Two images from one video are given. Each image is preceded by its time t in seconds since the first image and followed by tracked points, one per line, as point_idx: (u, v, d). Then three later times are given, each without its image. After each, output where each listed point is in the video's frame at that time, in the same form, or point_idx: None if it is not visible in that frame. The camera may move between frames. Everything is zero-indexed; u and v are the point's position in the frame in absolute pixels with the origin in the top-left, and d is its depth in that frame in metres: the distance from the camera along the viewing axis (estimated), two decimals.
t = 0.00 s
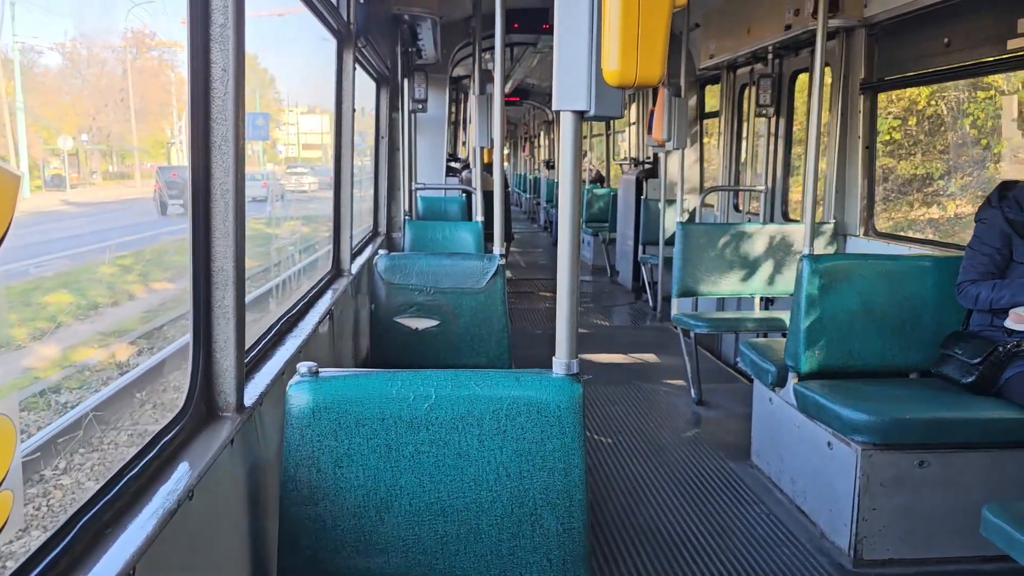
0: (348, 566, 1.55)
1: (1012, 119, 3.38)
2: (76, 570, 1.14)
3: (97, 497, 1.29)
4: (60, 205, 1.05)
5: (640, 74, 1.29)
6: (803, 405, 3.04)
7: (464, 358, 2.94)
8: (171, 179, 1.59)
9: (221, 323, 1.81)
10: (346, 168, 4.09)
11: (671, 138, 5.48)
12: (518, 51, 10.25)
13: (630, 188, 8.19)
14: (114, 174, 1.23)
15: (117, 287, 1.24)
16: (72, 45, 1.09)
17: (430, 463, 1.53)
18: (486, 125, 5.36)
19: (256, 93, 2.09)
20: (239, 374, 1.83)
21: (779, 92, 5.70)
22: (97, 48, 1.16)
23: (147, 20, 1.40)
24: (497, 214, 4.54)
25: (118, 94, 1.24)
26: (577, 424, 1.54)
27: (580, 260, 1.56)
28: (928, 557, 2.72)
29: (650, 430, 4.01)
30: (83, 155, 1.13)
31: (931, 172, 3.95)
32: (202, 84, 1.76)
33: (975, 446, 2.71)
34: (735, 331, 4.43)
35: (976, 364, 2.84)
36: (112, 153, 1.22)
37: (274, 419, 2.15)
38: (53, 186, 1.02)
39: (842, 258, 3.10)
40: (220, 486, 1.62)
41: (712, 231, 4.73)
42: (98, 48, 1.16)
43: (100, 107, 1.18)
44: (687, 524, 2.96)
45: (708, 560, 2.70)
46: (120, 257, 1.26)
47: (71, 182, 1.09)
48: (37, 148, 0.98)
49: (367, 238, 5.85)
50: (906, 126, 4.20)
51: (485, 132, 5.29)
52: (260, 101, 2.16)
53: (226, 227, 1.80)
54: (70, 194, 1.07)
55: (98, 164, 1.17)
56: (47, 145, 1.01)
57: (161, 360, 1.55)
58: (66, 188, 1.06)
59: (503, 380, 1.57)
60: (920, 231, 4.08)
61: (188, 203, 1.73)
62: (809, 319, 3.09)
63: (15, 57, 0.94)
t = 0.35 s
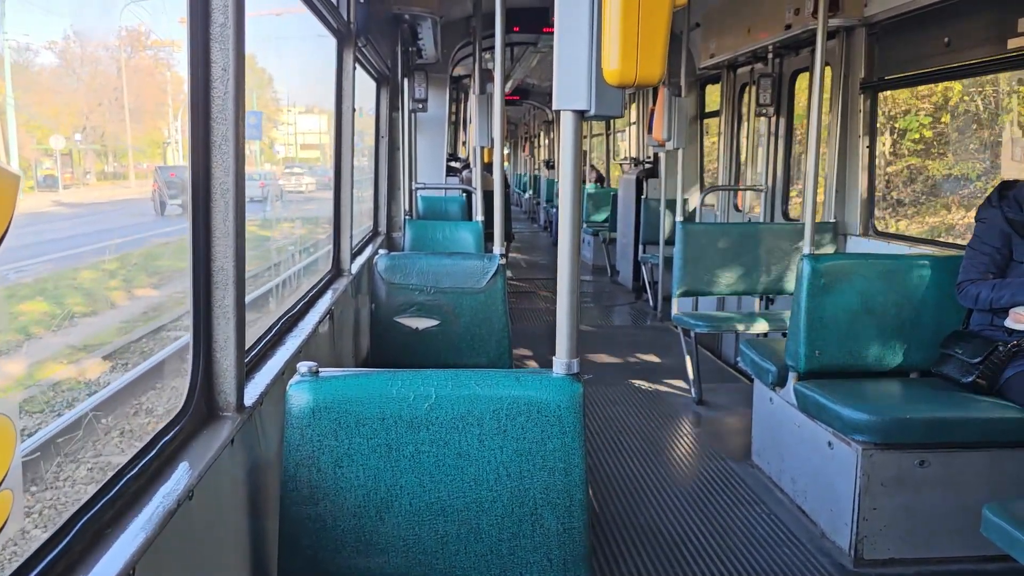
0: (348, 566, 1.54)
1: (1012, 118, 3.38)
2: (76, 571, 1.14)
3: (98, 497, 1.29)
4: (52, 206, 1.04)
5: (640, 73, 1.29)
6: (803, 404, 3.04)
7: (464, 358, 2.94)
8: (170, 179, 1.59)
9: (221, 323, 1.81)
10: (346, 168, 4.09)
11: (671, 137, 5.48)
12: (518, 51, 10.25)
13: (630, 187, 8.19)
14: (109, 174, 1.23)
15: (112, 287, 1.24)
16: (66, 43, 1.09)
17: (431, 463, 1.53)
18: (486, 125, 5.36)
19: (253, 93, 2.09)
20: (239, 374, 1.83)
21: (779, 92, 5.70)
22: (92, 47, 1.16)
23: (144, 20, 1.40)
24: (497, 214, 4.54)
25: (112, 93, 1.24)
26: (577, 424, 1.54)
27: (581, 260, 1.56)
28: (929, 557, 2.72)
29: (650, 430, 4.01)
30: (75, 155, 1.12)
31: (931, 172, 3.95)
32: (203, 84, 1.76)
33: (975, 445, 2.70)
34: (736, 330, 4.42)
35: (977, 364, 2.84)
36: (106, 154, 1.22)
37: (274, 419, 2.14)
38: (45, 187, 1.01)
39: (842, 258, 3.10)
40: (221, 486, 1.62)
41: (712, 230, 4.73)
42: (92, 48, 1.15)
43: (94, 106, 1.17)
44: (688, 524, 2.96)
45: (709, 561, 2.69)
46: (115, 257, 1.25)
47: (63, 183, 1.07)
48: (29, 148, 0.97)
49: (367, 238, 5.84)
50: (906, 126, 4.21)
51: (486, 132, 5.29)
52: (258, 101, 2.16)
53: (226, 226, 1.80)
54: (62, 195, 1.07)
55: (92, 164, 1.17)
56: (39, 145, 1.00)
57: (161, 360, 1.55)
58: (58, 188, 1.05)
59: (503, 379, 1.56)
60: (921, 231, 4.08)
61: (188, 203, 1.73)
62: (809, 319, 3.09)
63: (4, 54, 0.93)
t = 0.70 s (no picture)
0: (346, 564, 1.55)
1: (1009, 116, 3.38)
2: (73, 571, 1.14)
3: (95, 496, 1.29)
4: (43, 206, 1.03)
5: (637, 72, 1.29)
6: (801, 402, 3.05)
7: (462, 356, 2.94)
8: (165, 178, 1.59)
9: (219, 322, 1.81)
10: (343, 166, 4.08)
11: (669, 135, 5.47)
12: (517, 48, 10.24)
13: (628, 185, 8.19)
14: (102, 173, 1.23)
15: (105, 286, 1.23)
16: (58, 41, 1.08)
17: (428, 461, 1.53)
18: (483, 123, 5.36)
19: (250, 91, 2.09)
20: (237, 372, 1.83)
21: (777, 90, 5.70)
22: (83, 45, 1.15)
23: (140, 20, 1.39)
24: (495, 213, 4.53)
25: (105, 91, 1.23)
26: (575, 422, 1.54)
27: (579, 259, 1.57)
28: (927, 554, 2.73)
29: (649, 428, 4.01)
30: (68, 154, 1.11)
31: (929, 170, 3.96)
32: (200, 83, 1.76)
33: (973, 443, 2.71)
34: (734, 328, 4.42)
35: (974, 361, 2.87)
36: (99, 153, 1.22)
37: (272, 416, 2.14)
38: (35, 187, 1.00)
39: (840, 255, 3.10)
40: (219, 485, 1.62)
41: (710, 228, 4.72)
42: (82, 45, 1.15)
43: (87, 103, 1.17)
44: (686, 522, 2.96)
45: (708, 559, 2.69)
46: (109, 257, 1.25)
47: (55, 183, 1.06)
48: (19, 147, 0.97)
49: (365, 236, 5.84)
50: (903, 124, 4.21)
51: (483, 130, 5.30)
52: (253, 100, 2.16)
53: (223, 224, 1.80)
54: (53, 195, 1.05)
55: (84, 163, 1.17)
56: (29, 144, 0.99)
57: (157, 360, 1.55)
58: (50, 188, 1.04)
59: (501, 377, 1.56)
60: (918, 229, 4.08)
61: (184, 202, 1.73)
62: (807, 317, 3.10)
63: None
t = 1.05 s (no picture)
0: (344, 562, 1.55)
1: (1006, 114, 3.39)
2: (69, 569, 1.14)
3: (91, 495, 1.29)
4: (33, 206, 1.02)
5: (634, 69, 1.29)
6: (799, 400, 3.05)
7: (460, 355, 2.94)
8: (159, 177, 1.58)
9: (216, 321, 1.81)
10: (341, 165, 4.08)
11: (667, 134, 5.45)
12: (514, 47, 10.24)
13: (626, 184, 8.19)
14: (94, 173, 1.22)
15: (99, 286, 1.23)
16: (50, 39, 1.08)
17: (426, 459, 1.53)
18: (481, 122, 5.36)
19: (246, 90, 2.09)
20: (234, 371, 1.82)
21: (774, 88, 5.71)
22: (75, 44, 1.15)
23: (135, 19, 1.39)
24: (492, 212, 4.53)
25: (96, 90, 1.23)
26: (572, 420, 1.54)
27: (576, 256, 1.57)
28: (924, 551, 2.73)
29: (646, 426, 4.01)
30: (59, 154, 1.10)
31: (925, 167, 3.97)
32: (196, 82, 1.76)
33: (969, 440, 2.72)
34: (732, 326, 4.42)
35: (971, 359, 2.86)
36: (91, 152, 1.21)
37: (269, 415, 2.14)
38: (26, 187, 1.00)
39: (837, 253, 3.10)
40: (216, 483, 1.62)
41: (708, 227, 4.73)
42: (74, 43, 1.14)
43: (78, 99, 1.17)
44: (684, 520, 2.96)
45: (705, 555, 2.70)
46: (103, 256, 1.25)
47: (45, 182, 1.06)
48: (9, 146, 0.97)
49: (362, 235, 5.83)
50: (900, 122, 4.21)
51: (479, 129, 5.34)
52: (249, 99, 2.15)
53: (220, 223, 1.80)
54: (43, 195, 1.05)
55: (76, 163, 1.16)
56: (20, 144, 0.99)
57: (154, 359, 1.55)
58: (40, 188, 1.04)
59: (498, 376, 1.56)
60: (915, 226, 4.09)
61: (181, 201, 1.73)
62: (804, 315, 3.10)
63: None
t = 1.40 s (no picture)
0: (343, 562, 1.55)
1: (1004, 114, 3.39)
2: (67, 570, 1.14)
3: (89, 495, 1.29)
4: (24, 207, 1.01)
5: (632, 70, 1.29)
6: (797, 400, 3.05)
7: (459, 355, 2.94)
8: (154, 179, 1.56)
9: (214, 321, 1.81)
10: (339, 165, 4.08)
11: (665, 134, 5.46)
12: (512, 47, 10.24)
13: (625, 184, 8.18)
14: (88, 174, 1.21)
15: (95, 287, 1.23)
16: (41, 38, 1.07)
17: (424, 459, 1.53)
18: (480, 123, 5.36)
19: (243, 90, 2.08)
20: (233, 371, 1.83)
21: (772, 88, 5.71)
22: (66, 41, 1.13)
23: (131, 19, 1.39)
24: (490, 212, 4.53)
25: (90, 89, 1.22)
26: (570, 419, 1.54)
27: (575, 257, 1.57)
28: (923, 551, 2.74)
29: (645, 425, 4.01)
30: (51, 154, 1.09)
31: (924, 167, 3.97)
32: (195, 82, 1.76)
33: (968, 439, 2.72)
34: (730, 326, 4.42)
35: (968, 358, 2.86)
36: (85, 153, 1.20)
37: (268, 415, 2.14)
38: (18, 188, 0.99)
39: (835, 253, 3.11)
40: (215, 484, 1.62)
41: (706, 227, 4.73)
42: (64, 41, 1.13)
43: (70, 100, 1.16)
44: (683, 520, 2.96)
45: (703, 555, 2.70)
46: (98, 258, 1.24)
47: (37, 183, 1.05)
48: (2, 146, 0.96)
49: (361, 235, 5.83)
50: (899, 121, 4.22)
51: (478, 129, 5.31)
52: (245, 99, 2.15)
53: (218, 222, 1.80)
54: (35, 196, 1.04)
55: (70, 163, 1.15)
56: (11, 144, 0.98)
57: (152, 360, 1.56)
58: (32, 189, 1.03)
59: (497, 376, 1.57)
60: (914, 226, 4.09)
61: (180, 201, 1.73)
62: (802, 315, 3.10)
63: None
